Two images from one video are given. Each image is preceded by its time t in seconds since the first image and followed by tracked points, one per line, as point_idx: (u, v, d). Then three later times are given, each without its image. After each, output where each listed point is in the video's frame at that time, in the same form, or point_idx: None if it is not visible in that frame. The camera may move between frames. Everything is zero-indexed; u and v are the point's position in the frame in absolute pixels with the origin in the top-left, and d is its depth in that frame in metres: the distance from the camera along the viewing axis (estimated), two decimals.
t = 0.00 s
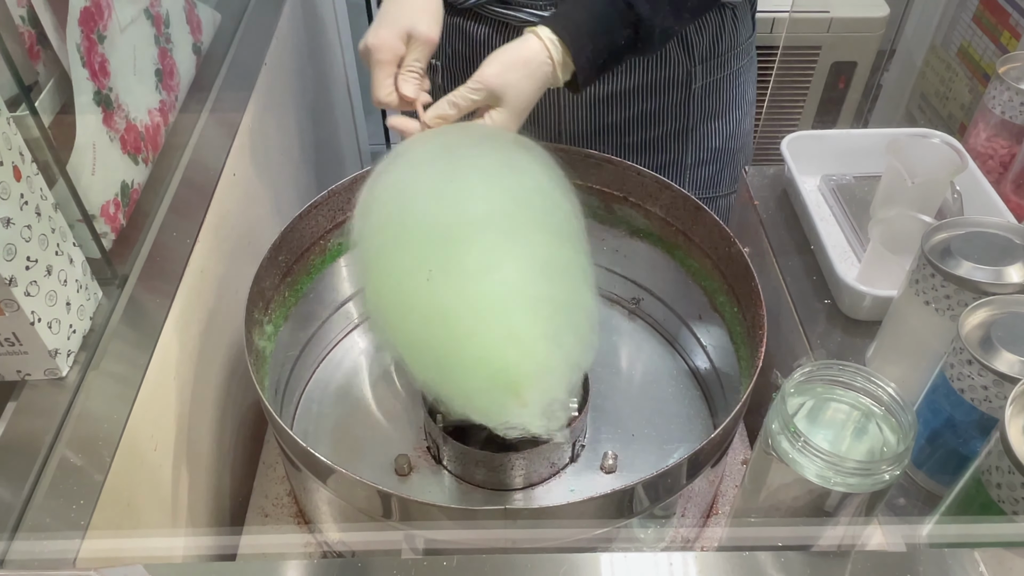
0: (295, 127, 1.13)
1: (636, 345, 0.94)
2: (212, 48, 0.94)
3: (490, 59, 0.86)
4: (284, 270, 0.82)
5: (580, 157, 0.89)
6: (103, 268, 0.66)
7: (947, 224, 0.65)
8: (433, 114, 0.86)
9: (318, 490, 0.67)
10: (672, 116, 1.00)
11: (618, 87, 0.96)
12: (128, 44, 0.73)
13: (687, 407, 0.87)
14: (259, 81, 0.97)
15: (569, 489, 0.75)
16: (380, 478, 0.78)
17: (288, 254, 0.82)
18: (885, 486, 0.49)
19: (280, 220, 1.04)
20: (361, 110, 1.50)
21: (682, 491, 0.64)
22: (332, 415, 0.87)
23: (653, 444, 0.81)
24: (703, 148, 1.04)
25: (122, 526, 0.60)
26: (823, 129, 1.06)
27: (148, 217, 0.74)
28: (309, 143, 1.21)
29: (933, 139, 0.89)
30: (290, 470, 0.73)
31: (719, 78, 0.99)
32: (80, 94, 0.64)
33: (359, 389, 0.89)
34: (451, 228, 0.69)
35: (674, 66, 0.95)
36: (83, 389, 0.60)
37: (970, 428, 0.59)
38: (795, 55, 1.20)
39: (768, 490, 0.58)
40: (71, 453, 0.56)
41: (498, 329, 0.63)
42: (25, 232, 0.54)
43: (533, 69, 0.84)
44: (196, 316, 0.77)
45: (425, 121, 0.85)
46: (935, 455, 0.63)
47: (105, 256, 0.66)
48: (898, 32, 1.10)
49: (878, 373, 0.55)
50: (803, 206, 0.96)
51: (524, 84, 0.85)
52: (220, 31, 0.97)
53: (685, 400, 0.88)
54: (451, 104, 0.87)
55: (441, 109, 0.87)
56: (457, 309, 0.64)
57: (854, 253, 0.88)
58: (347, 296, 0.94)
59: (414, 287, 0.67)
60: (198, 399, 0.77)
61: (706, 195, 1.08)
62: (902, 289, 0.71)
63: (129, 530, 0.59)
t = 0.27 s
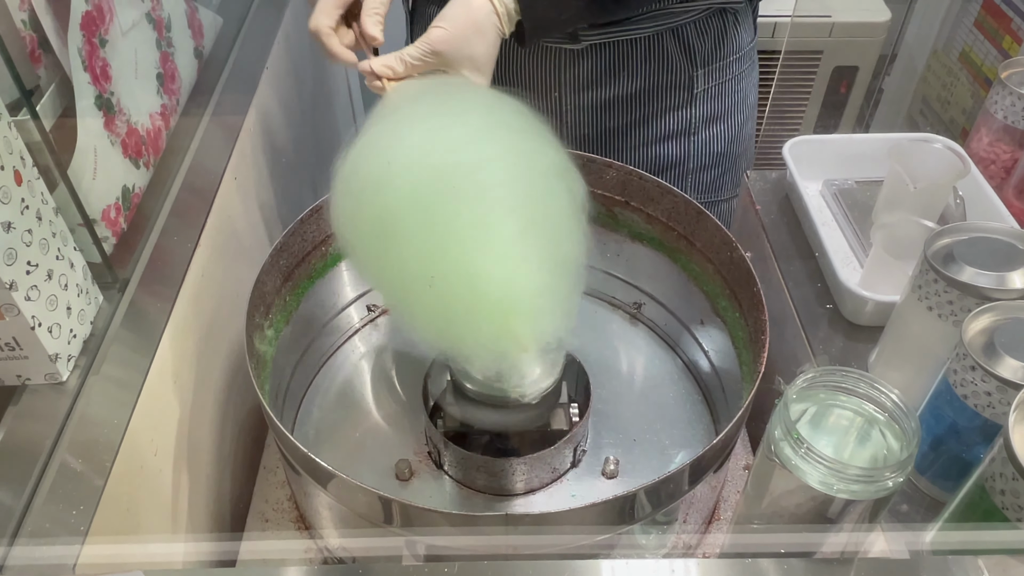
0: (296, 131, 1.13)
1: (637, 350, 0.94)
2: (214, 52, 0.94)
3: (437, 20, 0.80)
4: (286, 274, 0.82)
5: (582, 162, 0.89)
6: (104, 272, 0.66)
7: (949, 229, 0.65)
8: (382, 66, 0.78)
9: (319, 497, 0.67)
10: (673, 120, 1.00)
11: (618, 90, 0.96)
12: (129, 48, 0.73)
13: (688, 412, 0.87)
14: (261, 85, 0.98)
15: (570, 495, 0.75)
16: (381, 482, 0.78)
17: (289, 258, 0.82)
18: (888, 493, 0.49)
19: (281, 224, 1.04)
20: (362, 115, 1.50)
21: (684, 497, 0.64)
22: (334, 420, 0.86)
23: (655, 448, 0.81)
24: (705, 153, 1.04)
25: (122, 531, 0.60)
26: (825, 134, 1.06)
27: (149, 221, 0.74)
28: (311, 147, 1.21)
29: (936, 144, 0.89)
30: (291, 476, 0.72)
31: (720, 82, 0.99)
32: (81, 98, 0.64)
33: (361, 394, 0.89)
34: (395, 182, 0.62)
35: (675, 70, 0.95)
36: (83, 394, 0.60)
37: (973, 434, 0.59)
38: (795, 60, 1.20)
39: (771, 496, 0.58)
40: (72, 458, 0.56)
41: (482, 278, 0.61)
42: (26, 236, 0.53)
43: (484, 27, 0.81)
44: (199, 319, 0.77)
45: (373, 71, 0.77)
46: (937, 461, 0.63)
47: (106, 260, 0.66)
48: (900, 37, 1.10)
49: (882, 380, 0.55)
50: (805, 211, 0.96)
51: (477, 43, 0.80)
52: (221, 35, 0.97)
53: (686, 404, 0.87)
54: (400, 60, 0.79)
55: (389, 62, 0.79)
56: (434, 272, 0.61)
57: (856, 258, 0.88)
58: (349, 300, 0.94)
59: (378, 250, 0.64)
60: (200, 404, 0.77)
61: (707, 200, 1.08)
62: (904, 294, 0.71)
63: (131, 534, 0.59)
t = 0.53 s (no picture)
0: (300, 137, 1.13)
1: (639, 357, 0.94)
2: (218, 59, 0.95)
3: None
4: (289, 281, 0.82)
5: (585, 169, 0.89)
6: (109, 280, 0.67)
7: (953, 237, 0.65)
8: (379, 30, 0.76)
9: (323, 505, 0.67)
10: (671, 127, 1.00)
11: (618, 96, 0.97)
12: (134, 55, 0.73)
13: (691, 419, 0.87)
14: (265, 92, 0.98)
15: (573, 502, 0.75)
16: (384, 490, 0.78)
17: (292, 265, 0.82)
18: (893, 501, 0.49)
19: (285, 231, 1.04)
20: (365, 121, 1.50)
21: (688, 505, 0.64)
22: (336, 427, 0.86)
23: (658, 456, 0.81)
24: (703, 159, 1.04)
25: (126, 541, 0.60)
26: (828, 142, 1.06)
27: (154, 228, 0.74)
28: (314, 154, 1.21)
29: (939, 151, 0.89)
30: (295, 485, 0.72)
31: (718, 89, 1.00)
32: (87, 106, 0.65)
33: (364, 401, 0.89)
34: (368, 169, 0.58)
35: (673, 76, 0.96)
36: (88, 402, 0.60)
37: (978, 442, 0.59)
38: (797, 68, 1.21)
39: (776, 505, 0.58)
40: (76, 466, 0.56)
41: (469, 243, 0.56)
42: (32, 243, 0.54)
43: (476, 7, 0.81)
44: (202, 326, 0.77)
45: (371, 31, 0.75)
46: (941, 470, 0.63)
47: (111, 268, 0.66)
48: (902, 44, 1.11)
49: (887, 389, 0.55)
50: (808, 219, 0.96)
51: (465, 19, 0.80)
52: (226, 42, 0.97)
53: (689, 412, 0.87)
54: (395, 24, 0.77)
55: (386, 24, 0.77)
56: (425, 250, 0.57)
57: (859, 265, 0.88)
58: (353, 306, 0.94)
59: (363, 241, 0.59)
60: (203, 411, 0.76)
61: (706, 207, 1.08)
62: (908, 302, 0.71)
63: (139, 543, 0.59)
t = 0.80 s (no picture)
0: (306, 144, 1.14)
1: (643, 364, 0.95)
2: (226, 67, 0.96)
3: None
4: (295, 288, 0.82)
5: (588, 177, 0.89)
6: (118, 286, 0.67)
7: (955, 245, 0.66)
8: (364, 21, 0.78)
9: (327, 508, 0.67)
10: (669, 133, 1.01)
11: (617, 103, 0.97)
12: (144, 64, 0.74)
13: (694, 426, 0.87)
14: (271, 100, 0.99)
15: (578, 508, 0.75)
16: (388, 495, 0.78)
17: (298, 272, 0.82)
18: (897, 508, 0.50)
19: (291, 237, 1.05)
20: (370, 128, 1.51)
21: (693, 511, 0.64)
22: (342, 433, 0.87)
23: (662, 462, 0.82)
24: (702, 165, 1.04)
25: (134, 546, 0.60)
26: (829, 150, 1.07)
27: (162, 235, 0.74)
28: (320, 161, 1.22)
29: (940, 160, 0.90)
30: (301, 489, 0.72)
31: (716, 96, 1.00)
32: (98, 114, 0.65)
33: (369, 407, 0.89)
34: (347, 182, 0.63)
35: (672, 83, 0.97)
36: (97, 407, 0.60)
37: (980, 449, 0.59)
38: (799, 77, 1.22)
39: (780, 511, 0.58)
40: (86, 472, 0.56)
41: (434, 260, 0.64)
42: (43, 251, 0.54)
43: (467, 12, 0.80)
44: (209, 332, 0.77)
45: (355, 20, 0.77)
46: (943, 476, 0.63)
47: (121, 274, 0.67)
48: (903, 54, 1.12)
49: (890, 396, 0.55)
50: (810, 227, 0.97)
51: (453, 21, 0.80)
52: (234, 51, 0.98)
53: (693, 419, 0.88)
54: (378, 19, 0.78)
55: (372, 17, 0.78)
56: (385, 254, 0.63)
57: (861, 273, 0.88)
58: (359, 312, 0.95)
59: (321, 236, 0.65)
60: (210, 416, 0.77)
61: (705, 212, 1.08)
62: (911, 310, 0.71)
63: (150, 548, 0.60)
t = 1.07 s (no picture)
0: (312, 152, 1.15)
1: (644, 369, 0.96)
2: (233, 76, 0.97)
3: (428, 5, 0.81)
4: (301, 294, 0.83)
5: (591, 185, 0.91)
6: (129, 292, 0.68)
7: (952, 252, 0.67)
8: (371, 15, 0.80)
9: (334, 510, 0.68)
10: (666, 140, 1.02)
11: (615, 110, 0.99)
12: (155, 74, 0.75)
13: (696, 430, 0.88)
14: (278, 109, 1.00)
15: (581, 512, 0.76)
16: (393, 498, 0.79)
17: (305, 278, 0.83)
18: (896, 510, 0.51)
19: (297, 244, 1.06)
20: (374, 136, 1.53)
21: (696, 514, 0.65)
22: (347, 438, 0.88)
23: (664, 466, 0.83)
24: (698, 171, 1.06)
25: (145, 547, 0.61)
26: (828, 158, 1.08)
27: (171, 242, 0.76)
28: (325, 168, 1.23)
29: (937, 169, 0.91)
30: (307, 492, 0.73)
31: (712, 104, 1.02)
32: (111, 123, 0.67)
33: (374, 412, 0.90)
34: (364, 201, 0.66)
35: (669, 91, 0.98)
36: (109, 411, 0.61)
37: (979, 453, 0.60)
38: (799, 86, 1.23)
39: (781, 513, 0.59)
40: (98, 475, 0.57)
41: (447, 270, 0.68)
42: (58, 256, 0.55)
43: (468, 27, 0.81)
44: (217, 338, 0.78)
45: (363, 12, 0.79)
46: (942, 480, 0.64)
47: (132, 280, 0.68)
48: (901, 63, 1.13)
49: (889, 399, 0.56)
50: (810, 234, 0.98)
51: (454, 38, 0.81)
52: (241, 60, 1.00)
53: (694, 424, 0.89)
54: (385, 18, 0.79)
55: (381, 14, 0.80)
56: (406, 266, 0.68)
57: (861, 280, 0.89)
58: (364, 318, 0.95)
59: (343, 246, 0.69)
60: (218, 421, 0.78)
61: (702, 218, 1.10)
62: (909, 315, 0.72)
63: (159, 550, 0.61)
